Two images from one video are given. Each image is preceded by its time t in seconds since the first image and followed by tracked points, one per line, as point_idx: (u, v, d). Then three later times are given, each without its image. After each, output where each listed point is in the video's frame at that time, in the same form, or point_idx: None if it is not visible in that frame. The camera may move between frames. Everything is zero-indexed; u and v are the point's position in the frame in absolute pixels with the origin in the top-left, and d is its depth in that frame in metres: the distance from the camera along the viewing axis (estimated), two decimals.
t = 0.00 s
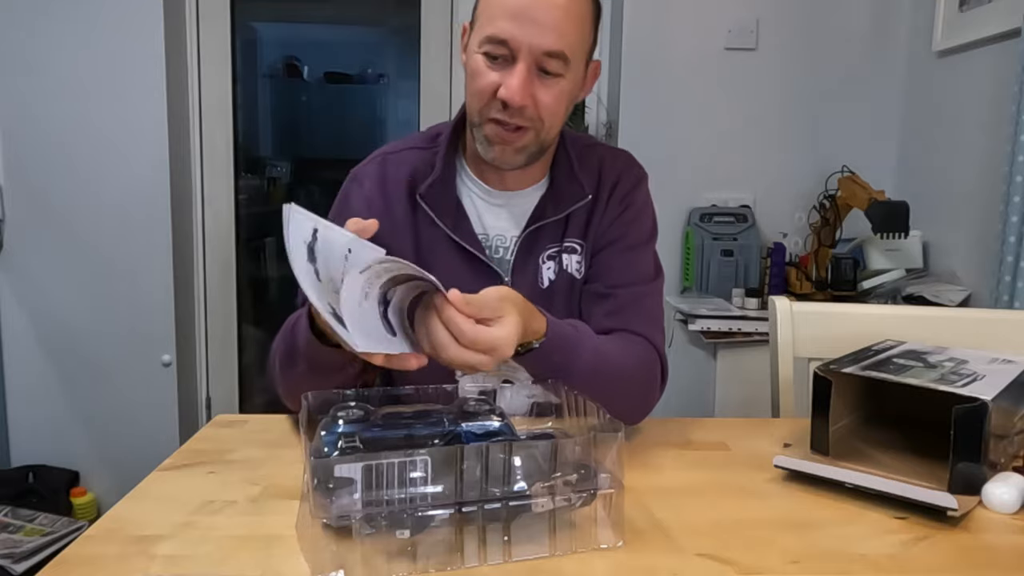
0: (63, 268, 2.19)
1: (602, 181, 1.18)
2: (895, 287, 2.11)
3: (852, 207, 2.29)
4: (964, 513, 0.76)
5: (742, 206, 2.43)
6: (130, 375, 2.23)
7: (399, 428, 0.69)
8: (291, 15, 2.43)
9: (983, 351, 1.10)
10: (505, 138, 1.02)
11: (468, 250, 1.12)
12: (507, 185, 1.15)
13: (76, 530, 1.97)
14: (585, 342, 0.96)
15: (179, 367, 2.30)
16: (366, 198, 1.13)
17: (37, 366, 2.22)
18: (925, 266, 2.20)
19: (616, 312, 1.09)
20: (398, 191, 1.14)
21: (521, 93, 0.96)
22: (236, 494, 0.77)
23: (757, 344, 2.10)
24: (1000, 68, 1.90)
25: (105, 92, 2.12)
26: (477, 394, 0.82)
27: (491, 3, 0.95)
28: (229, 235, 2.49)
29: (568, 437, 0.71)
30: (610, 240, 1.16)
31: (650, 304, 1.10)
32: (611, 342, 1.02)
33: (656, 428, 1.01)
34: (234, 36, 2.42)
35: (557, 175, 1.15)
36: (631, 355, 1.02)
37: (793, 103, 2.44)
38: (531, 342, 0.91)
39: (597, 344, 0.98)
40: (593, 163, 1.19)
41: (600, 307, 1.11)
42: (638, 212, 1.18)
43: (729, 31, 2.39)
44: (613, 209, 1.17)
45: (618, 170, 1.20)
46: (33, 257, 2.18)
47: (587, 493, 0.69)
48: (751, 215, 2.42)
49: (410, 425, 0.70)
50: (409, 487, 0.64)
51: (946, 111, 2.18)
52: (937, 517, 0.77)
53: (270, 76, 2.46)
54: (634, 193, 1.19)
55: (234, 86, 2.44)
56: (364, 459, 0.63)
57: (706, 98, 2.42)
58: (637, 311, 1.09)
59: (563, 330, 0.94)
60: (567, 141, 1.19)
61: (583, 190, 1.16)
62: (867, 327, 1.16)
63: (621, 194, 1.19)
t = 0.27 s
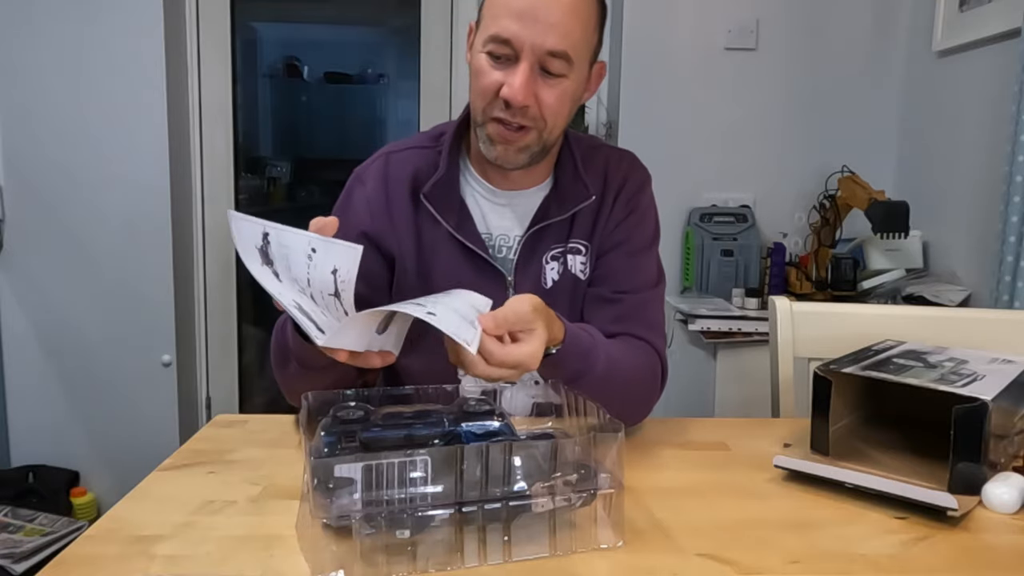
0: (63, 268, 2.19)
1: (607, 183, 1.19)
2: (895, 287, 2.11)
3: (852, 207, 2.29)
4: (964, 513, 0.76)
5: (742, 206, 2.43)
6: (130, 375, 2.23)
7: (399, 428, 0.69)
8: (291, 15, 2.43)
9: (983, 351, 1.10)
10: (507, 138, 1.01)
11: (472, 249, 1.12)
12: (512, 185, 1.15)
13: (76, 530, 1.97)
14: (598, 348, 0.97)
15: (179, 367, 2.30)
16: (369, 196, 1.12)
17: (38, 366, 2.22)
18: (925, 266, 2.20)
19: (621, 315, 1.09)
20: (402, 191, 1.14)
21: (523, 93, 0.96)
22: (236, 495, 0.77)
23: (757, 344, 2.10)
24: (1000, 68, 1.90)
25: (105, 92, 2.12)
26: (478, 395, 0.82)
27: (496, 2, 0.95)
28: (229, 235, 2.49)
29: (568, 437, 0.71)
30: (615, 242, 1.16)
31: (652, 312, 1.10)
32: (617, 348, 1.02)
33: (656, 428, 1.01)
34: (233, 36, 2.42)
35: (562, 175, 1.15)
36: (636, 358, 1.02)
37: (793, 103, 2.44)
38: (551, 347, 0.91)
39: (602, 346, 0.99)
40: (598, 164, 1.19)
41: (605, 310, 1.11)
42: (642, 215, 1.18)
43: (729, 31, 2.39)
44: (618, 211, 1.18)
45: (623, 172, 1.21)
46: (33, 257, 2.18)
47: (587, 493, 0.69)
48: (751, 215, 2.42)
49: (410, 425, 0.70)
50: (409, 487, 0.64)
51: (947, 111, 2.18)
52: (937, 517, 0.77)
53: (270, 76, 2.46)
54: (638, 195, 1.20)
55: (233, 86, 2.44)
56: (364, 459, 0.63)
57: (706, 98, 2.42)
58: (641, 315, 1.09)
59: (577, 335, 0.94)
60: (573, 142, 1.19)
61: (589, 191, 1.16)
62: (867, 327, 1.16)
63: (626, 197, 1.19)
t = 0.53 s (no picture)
0: (63, 268, 2.19)
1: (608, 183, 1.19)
2: (895, 287, 2.11)
3: (852, 207, 2.29)
4: (964, 513, 0.76)
5: (742, 206, 2.43)
6: (130, 375, 2.23)
7: (398, 428, 0.69)
8: (291, 15, 2.43)
9: (983, 351, 1.10)
10: (508, 137, 1.01)
11: (473, 248, 1.12)
12: (515, 184, 1.15)
13: (77, 530, 1.97)
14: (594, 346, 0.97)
15: (179, 367, 2.30)
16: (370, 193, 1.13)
17: (38, 366, 2.22)
18: (925, 266, 2.20)
19: (621, 317, 1.09)
20: (402, 189, 1.14)
21: (524, 91, 0.96)
22: (236, 495, 0.77)
23: (757, 344, 2.10)
24: (1000, 68, 1.90)
25: (104, 92, 2.12)
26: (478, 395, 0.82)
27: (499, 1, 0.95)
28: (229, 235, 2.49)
29: (568, 437, 0.71)
30: (616, 243, 1.16)
31: (652, 314, 1.10)
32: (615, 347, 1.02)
33: (656, 428, 1.01)
34: (234, 36, 2.42)
35: (564, 175, 1.15)
36: (634, 359, 1.03)
37: (793, 103, 2.44)
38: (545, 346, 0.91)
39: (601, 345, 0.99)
40: (600, 165, 1.19)
41: (605, 310, 1.11)
42: (644, 216, 1.19)
43: (729, 31, 2.39)
44: (619, 212, 1.18)
45: (625, 173, 1.21)
46: (33, 257, 2.18)
47: (587, 493, 0.69)
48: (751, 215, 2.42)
49: (410, 425, 0.70)
50: (409, 487, 0.64)
51: (947, 111, 2.18)
52: (938, 517, 0.77)
53: (270, 76, 2.46)
54: (640, 196, 1.20)
55: (233, 86, 2.44)
56: (364, 459, 0.63)
57: (706, 98, 2.42)
58: (640, 316, 1.09)
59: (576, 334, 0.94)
60: (576, 141, 1.19)
61: (590, 191, 1.15)
62: (867, 327, 1.16)
63: (628, 198, 1.19)
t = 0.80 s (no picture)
0: (64, 269, 2.19)
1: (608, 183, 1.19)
2: (895, 287, 2.11)
3: (852, 207, 2.29)
4: (964, 513, 0.76)
5: (742, 206, 2.43)
6: (131, 374, 2.23)
7: (398, 428, 0.69)
8: (291, 16, 2.43)
9: (984, 351, 1.10)
10: (510, 138, 1.01)
11: (474, 248, 1.12)
12: (516, 183, 1.15)
13: (76, 530, 1.97)
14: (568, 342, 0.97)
15: (179, 367, 2.30)
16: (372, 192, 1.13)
17: (37, 366, 2.22)
18: (925, 266, 2.20)
19: (613, 317, 1.09)
20: (403, 188, 1.14)
21: (527, 92, 0.96)
22: (236, 495, 0.77)
23: (757, 344, 2.10)
24: (1000, 68, 1.90)
25: (104, 92, 2.12)
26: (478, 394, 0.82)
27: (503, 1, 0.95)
28: (229, 235, 2.49)
29: (568, 438, 0.71)
30: (614, 243, 1.16)
31: (644, 316, 1.10)
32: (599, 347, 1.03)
33: (657, 428, 1.01)
34: (234, 36, 2.42)
35: (565, 175, 1.15)
36: (618, 359, 1.03)
37: (793, 103, 2.44)
38: (511, 341, 0.91)
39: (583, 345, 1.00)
40: (601, 165, 1.19)
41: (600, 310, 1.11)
42: (643, 217, 1.18)
43: (729, 31, 2.39)
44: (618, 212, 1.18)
45: (626, 173, 1.21)
46: (33, 257, 2.18)
47: (587, 493, 0.69)
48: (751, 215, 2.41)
49: (410, 425, 0.70)
50: (409, 488, 0.64)
51: (947, 111, 2.18)
52: (938, 517, 0.77)
53: (270, 76, 2.46)
54: (640, 197, 1.19)
55: (233, 86, 2.44)
56: (364, 459, 0.63)
57: (706, 98, 2.42)
58: (632, 317, 1.09)
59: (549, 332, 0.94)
60: (577, 141, 1.18)
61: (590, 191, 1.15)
62: (867, 327, 1.15)
63: (627, 198, 1.19)
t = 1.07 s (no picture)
0: (64, 269, 2.19)
1: (608, 183, 1.19)
2: (895, 287, 2.11)
3: (852, 207, 2.29)
4: (964, 513, 0.76)
5: (742, 206, 2.43)
6: (131, 375, 2.23)
7: (398, 428, 0.69)
8: (291, 15, 2.43)
9: (984, 351, 1.10)
10: (507, 136, 1.01)
11: (474, 247, 1.12)
12: (516, 184, 1.15)
13: (77, 530, 1.97)
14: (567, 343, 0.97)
15: (179, 367, 2.30)
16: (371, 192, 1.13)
17: (37, 366, 2.22)
18: (925, 266, 2.20)
19: (614, 317, 1.09)
20: (402, 188, 1.14)
21: (524, 91, 0.96)
22: (236, 495, 0.77)
23: (757, 344, 2.10)
24: (1000, 68, 1.90)
25: (104, 92, 2.12)
26: (477, 395, 0.82)
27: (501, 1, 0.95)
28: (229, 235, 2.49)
29: (568, 438, 0.71)
30: (614, 243, 1.16)
31: (644, 317, 1.10)
32: (598, 348, 1.03)
33: (657, 428, 1.01)
34: (234, 36, 2.42)
35: (565, 174, 1.15)
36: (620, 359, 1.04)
37: (793, 103, 2.44)
38: (516, 346, 0.91)
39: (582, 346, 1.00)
40: (601, 165, 1.19)
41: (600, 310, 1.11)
42: (643, 217, 1.18)
43: (728, 31, 2.39)
44: (618, 212, 1.18)
45: (626, 173, 1.21)
46: (33, 257, 2.18)
47: (587, 493, 0.69)
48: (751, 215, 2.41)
49: (410, 424, 0.70)
50: (409, 488, 0.64)
51: (947, 111, 2.18)
52: (938, 517, 0.77)
53: (270, 76, 2.46)
54: (640, 197, 1.19)
55: (233, 86, 2.44)
56: (364, 459, 0.63)
57: (706, 98, 2.42)
58: (632, 318, 1.09)
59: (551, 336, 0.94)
60: (577, 141, 1.18)
61: (590, 191, 1.15)
62: (867, 327, 1.15)
63: (627, 198, 1.19)
